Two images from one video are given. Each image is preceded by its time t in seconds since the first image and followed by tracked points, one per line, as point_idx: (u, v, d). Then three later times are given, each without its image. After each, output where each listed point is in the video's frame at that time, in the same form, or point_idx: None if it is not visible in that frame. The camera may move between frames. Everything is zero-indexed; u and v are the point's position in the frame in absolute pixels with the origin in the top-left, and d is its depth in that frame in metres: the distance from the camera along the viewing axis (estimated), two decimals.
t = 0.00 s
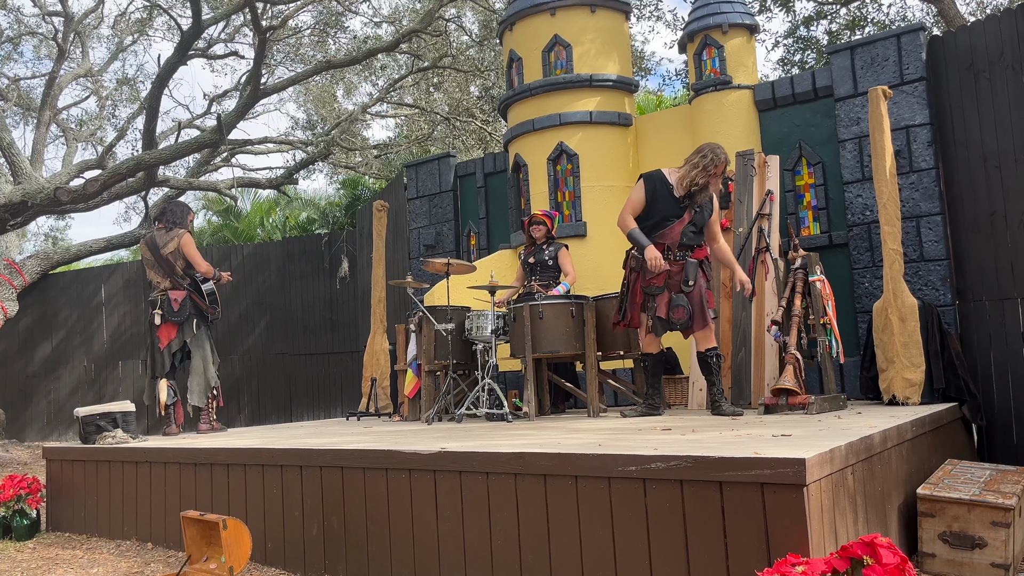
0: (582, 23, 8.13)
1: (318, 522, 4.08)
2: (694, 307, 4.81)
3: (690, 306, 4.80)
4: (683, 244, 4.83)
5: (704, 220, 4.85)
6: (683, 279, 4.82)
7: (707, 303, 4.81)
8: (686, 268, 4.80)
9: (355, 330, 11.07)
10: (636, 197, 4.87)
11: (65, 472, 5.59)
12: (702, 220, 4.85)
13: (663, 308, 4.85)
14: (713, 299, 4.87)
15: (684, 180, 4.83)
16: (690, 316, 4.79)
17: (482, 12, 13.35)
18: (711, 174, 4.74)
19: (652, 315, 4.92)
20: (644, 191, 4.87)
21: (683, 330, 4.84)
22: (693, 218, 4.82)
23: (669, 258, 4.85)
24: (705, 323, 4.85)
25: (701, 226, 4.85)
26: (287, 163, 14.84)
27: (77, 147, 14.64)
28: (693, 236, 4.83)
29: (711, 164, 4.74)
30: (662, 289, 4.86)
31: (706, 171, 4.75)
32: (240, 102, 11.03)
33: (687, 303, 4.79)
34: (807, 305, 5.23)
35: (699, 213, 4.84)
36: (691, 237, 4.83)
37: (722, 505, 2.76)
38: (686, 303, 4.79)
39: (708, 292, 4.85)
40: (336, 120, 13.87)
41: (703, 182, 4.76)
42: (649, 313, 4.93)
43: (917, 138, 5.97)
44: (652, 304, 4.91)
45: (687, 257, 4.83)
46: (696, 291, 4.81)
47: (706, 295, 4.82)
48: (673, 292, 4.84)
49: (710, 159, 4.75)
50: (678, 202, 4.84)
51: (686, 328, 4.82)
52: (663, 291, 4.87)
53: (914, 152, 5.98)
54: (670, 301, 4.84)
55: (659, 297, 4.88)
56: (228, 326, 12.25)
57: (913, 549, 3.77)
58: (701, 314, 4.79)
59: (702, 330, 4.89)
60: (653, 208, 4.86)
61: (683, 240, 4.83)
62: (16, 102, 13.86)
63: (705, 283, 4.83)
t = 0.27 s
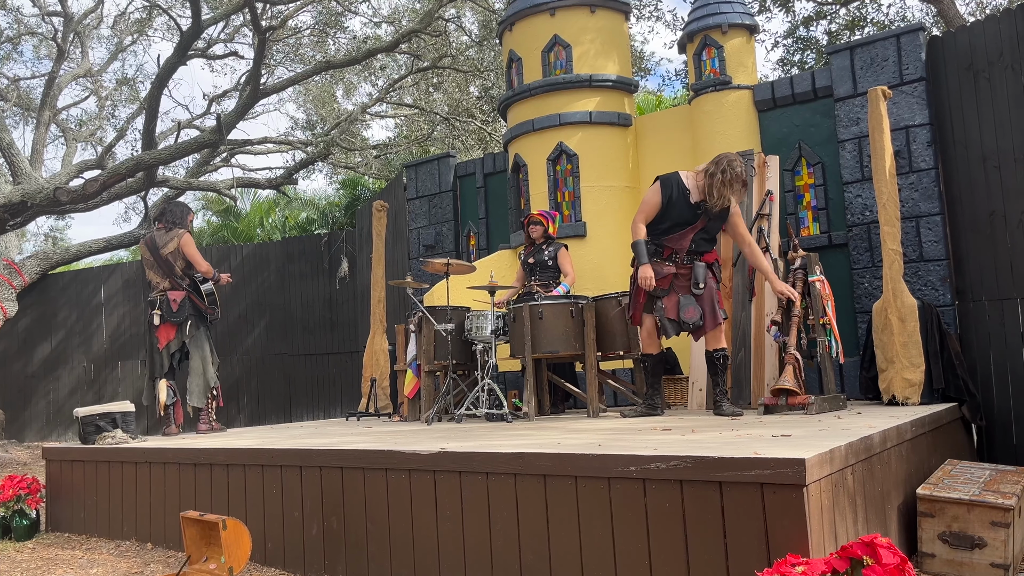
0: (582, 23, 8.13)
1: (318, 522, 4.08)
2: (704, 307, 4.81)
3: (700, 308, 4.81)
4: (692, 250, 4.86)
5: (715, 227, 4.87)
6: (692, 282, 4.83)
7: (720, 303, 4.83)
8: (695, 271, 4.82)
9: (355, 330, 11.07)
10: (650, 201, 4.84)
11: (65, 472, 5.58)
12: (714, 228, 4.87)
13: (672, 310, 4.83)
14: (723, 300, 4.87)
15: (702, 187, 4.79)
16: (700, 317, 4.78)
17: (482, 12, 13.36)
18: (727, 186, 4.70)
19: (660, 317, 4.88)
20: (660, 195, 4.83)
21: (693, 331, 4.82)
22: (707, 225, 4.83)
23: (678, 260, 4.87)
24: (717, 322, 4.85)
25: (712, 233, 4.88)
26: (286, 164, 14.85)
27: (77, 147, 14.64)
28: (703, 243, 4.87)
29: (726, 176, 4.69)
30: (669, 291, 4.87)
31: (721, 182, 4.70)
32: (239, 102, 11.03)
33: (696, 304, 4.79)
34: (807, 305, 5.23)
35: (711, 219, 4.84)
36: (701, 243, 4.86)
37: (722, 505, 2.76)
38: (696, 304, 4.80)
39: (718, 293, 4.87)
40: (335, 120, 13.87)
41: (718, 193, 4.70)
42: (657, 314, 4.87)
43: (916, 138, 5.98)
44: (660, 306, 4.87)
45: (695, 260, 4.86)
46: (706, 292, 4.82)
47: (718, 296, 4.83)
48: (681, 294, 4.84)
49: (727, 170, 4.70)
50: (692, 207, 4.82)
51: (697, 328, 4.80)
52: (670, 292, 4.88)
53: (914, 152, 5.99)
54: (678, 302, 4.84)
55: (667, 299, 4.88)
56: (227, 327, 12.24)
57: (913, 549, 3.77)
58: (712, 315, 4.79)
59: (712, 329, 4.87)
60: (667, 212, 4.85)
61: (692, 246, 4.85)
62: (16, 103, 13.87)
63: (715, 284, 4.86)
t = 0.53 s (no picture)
0: (581, 23, 8.14)
1: (317, 523, 4.08)
2: (699, 309, 4.77)
3: (693, 309, 4.78)
4: (689, 250, 4.80)
5: (716, 230, 4.77)
6: (689, 282, 4.81)
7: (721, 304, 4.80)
8: (692, 273, 4.78)
9: (354, 330, 11.06)
10: (652, 201, 4.96)
11: (64, 472, 5.58)
12: (712, 230, 4.77)
13: (666, 309, 4.85)
14: (724, 302, 4.81)
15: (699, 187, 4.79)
16: (692, 318, 4.76)
17: (481, 12, 13.36)
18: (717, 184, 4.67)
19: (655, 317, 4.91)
20: (660, 196, 4.92)
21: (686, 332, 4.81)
22: (703, 226, 4.76)
23: (675, 261, 4.84)
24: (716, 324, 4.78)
25: (711, 236, 4.77)
26: (286, 164, 14.86)
27: (76, 148, 14.64)
28: (700, 245, 4.78)
29: (708, 169, 4.71)
30: (664, 290, 4.87)
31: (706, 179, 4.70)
32: (238, 102, 11.02)
33: (690, 306, 4.78)
34: (807, 305, 5.22)
35: (710, 221, 4.77)
36: (697, 245, 4.78)
37: (721, 506, 2.76)
38: (690, 305, 4.78)
39: (718, 295, 4.79)
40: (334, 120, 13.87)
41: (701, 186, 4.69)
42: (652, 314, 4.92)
43: (916, 139, 5.99)
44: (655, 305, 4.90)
45: (694, 261, 4.80)
46: (703, 294, 4.77)
47: (715, 297, 4.76)
48: (677, 294, 4.83)
49: (712, 165, 4.70)
50: (690, 209, 4.82)
51: (689, 329, 4.78)
52: (666, 292, 4.87)
53: (913, 152, 6.01)
54: (674, 302, 4.84)
55: (662, 298, 4.89)
56: (227, 327, 12.23)
57: (912, 549, 3.78)
58: (707, 316, 4.74)
59: (710, 330, 4.81)
60: (666, 213, 4.90)
61: (689, 246, 4.79)
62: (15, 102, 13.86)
63: (715, 286, 4.78)
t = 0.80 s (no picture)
0: (580, 24, 8.14)
1: (317, 523, 4.08)
2: (696, 312, 4.77)
3: (690, 312, 4.79)
4: (686, 253, 4.79)
5: (715, 232, 4.73)
6: (687, 285, 4.81)
7: (719, 306, 4.79)
8: (691, 275, 4.78)
9: (353, 330, 11.06)
10: (653, 203, 4.99)
11: (63, 473, 5.57)
12: (710, 232, 4.74)
13: (664, 311, 4.87)
14: (723, 304, 4.80)
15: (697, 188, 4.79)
16: (689, 321, 4.78)
17: (481, 12, 13.35)
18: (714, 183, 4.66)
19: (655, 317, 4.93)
20: (660, 197, 4.95)
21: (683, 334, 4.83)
22: (700, 228, 4.74)
23: (673, 263, 4.83)
24: (714, 327, 4.79)
25: (708, 238, 4.75)
26: (285, 164, 14.85)
27: (76, 148, 14.62)
28: (698, 246, 4.76)
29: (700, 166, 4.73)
30: (663, 292, 4.87)
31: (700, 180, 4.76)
32: (238, 103, 11.01)
33: (687, 309, 4.79)
34: (806, 305, 5.22)
35: (708, 222, 4.74)
36: (694, 247, 4.77)
37: (720, 506, 2.76)
38: (687, 308, 4.79)
39: (716, 297, 4.78)
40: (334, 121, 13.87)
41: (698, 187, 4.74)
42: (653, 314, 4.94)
43: (914, 139, 6.00)
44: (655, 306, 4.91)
45: (693, 263, 4.79)
46: (700, 297, 4.76)
47: (713, 300, 4.76)
48: (676, 295, 4.83)
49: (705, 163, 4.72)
50: (688, 210, 4.82)
51: (687, 332, 4.80)
52: (665, 294, 4.88)
53: (912, 153, 6.02)
54: (671, 304, 4.85)
55: (661, 299, 4.90)
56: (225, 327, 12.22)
57: (911, 549, 3.78)
58: (705, 318, 4.74)
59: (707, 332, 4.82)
60: (666, 215, 4.91)
61: (686, 248, 4.79)
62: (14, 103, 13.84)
63: (713, 288, 4.77)
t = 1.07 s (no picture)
0: (579, 25, 8.14)
1: (316, 524, 4.09)
2: (697, 313, 4.79)
3: (691, 312, 4.80)
4: (686, 254, 4.80)
5: (715, 233, 4.73)
6: (687, 286, 4.81)
7: (719, 307, 4.81)
8: (691, 276, 4.78)
9: (352, 331, 11.07)
10: (653, 204, 4.99)
11: (62, 474, 5.56)
12: (709, 233, 4.73)
13: (666, 312, 4.87)
14: (724, 305, 4.83)
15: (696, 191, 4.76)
16: (691, 322, 4.80)
17: (479, 14, 13.35)
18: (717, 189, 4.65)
19: (655, 318, 4.92)
20: (660, 199, 4.95)
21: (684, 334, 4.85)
22: (700, 229, 4.73)
23: (673, 265, 4.83)
24: (713, 327, 4.81)
25: (708, 239, 4.74)
26: (285, 165, 14.85)
27: (75, 149, 14.60)
28: (698, 246, 4.76)
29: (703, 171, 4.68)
30: (663, 293, 4.87)
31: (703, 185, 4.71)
32: (237, 104, 11.01)
33: (687, 309, 4.80)
34: (804, 306, 5.22)
35: (708, 223, 4.73)
36: (694, 248, 4.77)
37: (719, 507, 2.77)
38: (687, 309, 4.80)
39: (716, 297, 4.80)
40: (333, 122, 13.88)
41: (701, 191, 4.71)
42: (653, 315, 4.94)
43: (914, 139, 6.01)
44: (656, 307, 4.90)
45: (693, 264, 4.79)
46: (701, 298, 4.78)
47: (713, 301, 4.78)
48: (677, 296, 4.83)
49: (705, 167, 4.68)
50: (688, 211, 4.80)
51: (690, 332, 4.83)
52: (665, 295, 4.87)
53: (911, 154, 6.03)
54: (672, 305, 4.86)
55: (661, 301, 4.89)
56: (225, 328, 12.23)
57: (910, 550, 3.79)
58: (705, 319, 4.76)
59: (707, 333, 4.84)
60: (665, 216, 4.91)
61: (685, 249, 4.79)
62: (12, 104, 13.84)
63: (713, 289, 4.78)
